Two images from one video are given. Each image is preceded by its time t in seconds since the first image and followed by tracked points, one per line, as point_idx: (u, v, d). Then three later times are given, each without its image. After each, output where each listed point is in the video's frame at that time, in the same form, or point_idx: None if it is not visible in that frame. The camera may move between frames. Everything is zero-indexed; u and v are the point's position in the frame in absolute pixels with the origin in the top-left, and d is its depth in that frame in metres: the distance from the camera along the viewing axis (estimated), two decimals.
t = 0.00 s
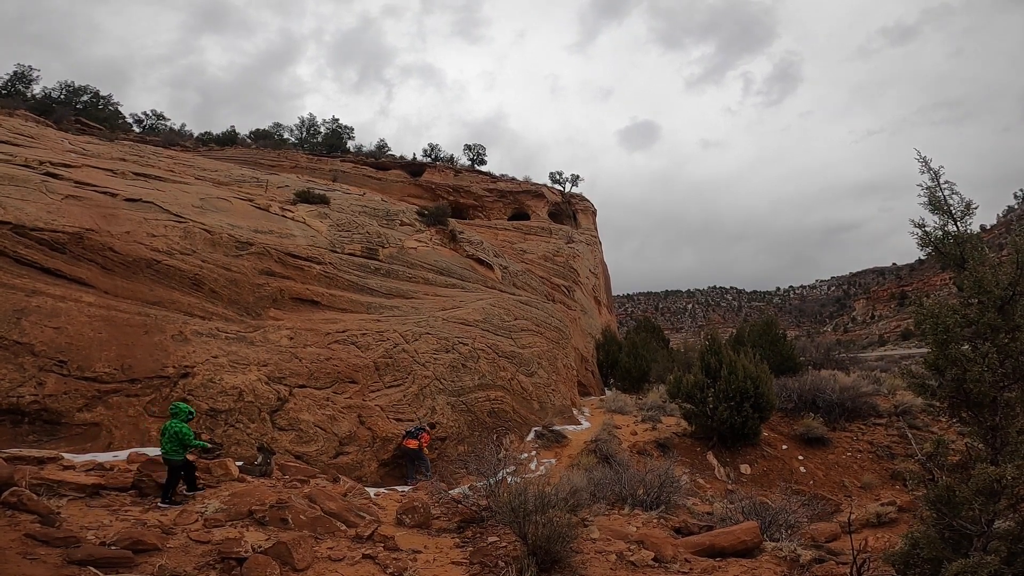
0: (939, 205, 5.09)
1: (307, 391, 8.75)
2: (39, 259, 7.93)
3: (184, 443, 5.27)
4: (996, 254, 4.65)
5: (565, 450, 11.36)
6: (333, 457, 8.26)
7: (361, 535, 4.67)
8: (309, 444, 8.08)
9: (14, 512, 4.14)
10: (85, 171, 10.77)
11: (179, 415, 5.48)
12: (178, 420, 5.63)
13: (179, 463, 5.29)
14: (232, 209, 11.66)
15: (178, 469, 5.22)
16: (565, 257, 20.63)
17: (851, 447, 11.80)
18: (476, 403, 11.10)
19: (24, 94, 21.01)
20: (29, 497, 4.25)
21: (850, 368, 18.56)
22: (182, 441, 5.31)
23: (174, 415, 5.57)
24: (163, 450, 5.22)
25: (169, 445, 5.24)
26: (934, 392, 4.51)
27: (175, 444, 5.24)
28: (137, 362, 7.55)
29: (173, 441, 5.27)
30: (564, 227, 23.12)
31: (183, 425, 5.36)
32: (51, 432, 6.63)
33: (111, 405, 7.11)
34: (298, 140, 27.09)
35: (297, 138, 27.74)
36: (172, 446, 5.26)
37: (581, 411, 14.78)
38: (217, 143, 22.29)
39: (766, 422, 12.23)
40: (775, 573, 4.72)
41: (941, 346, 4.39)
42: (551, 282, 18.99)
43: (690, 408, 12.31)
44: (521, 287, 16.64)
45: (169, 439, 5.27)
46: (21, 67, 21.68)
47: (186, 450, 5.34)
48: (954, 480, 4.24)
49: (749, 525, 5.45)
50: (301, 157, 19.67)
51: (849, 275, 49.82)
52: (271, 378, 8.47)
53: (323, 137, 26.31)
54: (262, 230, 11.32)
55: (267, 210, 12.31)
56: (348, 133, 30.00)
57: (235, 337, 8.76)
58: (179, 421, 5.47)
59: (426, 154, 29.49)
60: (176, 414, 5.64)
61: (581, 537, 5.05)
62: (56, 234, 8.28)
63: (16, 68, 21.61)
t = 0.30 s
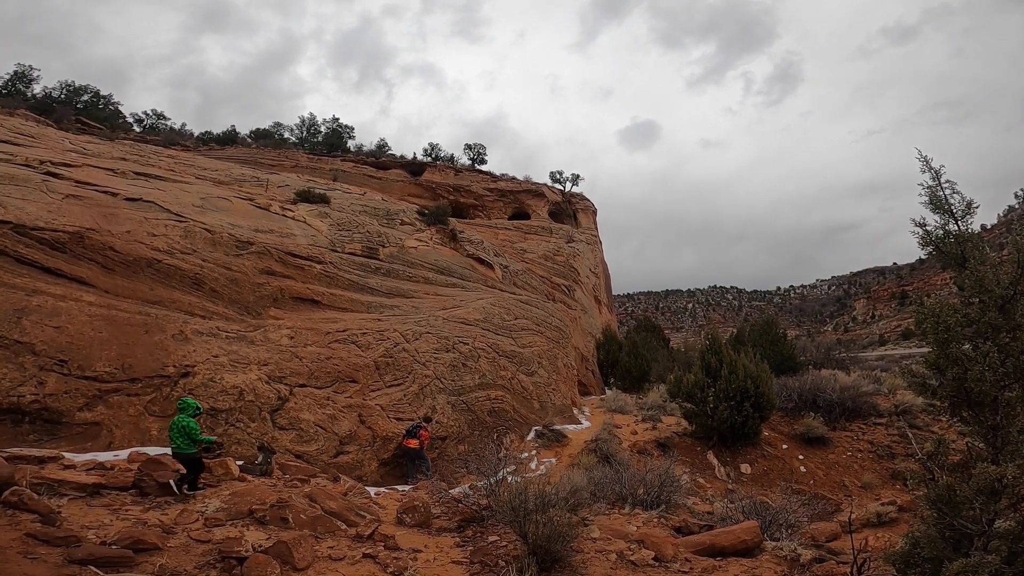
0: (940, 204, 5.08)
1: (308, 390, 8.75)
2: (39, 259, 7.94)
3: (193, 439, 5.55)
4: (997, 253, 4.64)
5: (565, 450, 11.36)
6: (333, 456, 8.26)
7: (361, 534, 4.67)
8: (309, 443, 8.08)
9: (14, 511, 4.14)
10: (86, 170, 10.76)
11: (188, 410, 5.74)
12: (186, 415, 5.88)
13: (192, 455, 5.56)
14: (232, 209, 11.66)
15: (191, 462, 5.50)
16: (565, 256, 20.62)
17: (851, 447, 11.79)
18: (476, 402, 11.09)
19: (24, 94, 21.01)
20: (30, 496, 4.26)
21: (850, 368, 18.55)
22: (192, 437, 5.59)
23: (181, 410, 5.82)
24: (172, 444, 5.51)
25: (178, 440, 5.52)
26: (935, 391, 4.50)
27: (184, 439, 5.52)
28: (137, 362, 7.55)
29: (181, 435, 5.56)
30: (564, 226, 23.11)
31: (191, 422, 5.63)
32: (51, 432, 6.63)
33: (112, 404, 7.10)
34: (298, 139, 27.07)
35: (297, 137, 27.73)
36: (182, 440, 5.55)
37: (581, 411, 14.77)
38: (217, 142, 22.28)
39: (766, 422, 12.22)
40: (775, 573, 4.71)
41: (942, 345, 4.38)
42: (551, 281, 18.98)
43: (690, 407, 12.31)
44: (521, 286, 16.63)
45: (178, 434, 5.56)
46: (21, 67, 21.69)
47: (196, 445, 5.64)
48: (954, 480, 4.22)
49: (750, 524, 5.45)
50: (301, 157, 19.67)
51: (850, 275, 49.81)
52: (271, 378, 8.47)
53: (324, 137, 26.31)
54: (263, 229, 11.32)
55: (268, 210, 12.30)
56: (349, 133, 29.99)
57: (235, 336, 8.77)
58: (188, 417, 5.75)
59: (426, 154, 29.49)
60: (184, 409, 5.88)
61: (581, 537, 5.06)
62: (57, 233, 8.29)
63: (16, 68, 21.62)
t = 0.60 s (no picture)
0: (942, 203, 5.07)
1: (309, 389, 8.76)
2: (40, 258, 7.95)
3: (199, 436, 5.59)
4: (999, 252, 4.63)
5: (565, 448, 11.37)
6: (335, 455, 8.27)
7: (362, 532, 4.67)
8: (311, 442, 8.09)
9: (16, 510, 4.15)
10: (87, 169, 10.78)
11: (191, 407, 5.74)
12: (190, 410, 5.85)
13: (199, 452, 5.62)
14: (233, 208, 11.67)
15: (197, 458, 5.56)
16: (566, 255, 20.61)
17: (852, 445, 11.79)
18: (477, 401, 11.10)
19: (25, 93, 21.03)
20: (32, 495, 4.27)
21: (852, 367, 18.55)
22: (199, 433, 5.63)
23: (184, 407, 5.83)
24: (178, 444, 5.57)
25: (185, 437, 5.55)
26: (936, 390, 4.50)
27: (192, 437, 5.56)
28: (139, 360, 7.56)
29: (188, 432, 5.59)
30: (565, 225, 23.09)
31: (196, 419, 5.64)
32: (53, 430, 6.65)
33: (113, 403, 7.11)
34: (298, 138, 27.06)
35: (298, 136, 27.74)
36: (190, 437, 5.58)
37: (582, 409, 14.79)
38: (218, 141, 22.30)
39: (767, 421, 12.22)
40: (776, 572, 4.71)
41: (943, 344, 4.38)
42: (552, 280, 18.99)
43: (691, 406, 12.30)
44: (521, 284, 16.64)
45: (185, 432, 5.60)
46: (22, 66, 21.73)
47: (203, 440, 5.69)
48: (956, 479, 4.22)
49: (751, 523, 5.45)
50: (301, 156, 19.68)
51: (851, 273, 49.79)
52: (273, 376, 8.49)
53: (324, 136, 26.31)
54: (264, 228, 11.33)
55: (269, 209, 12.31)
56: (349, 131, 29.98)
57: (237, 335, 8.78)
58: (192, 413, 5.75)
59: (427, 152, 29.49)
60: (187, 405, 5.84)
61: (582, 535, 5.07)
62: (58, 232, 8.30)
63: (17, 67, 21.65)
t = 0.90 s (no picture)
0: (946, 197, 5.05)
1: (312, 384, 8.78)
2: (44, 255, 7.98)
3: (214, 434, 5.70)
4: (1005, 246, 4.61)
5: (568, 443, 11.38)
6: (338, 451, 8.29)
7: (367, 528, 4.69)
8: (315, 438, 8.12)
9: (24, 507, 4.18)
10: (90, 167, 10.81)
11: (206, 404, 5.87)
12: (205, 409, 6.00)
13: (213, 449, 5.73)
14: (236, 204, 11.69)
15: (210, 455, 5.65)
16: (569, 249, 20.59)
17: (855, 441, 11.77)
18: (480, 396, 11.11)
19: (27, 92, 21.08)
20: (39, 492, 4.30)
21: (855, 361, 18.52)
22: (212, 430, 5.74)
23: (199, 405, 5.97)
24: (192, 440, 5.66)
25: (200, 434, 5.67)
26: (940, 385, 4.48)
27: (206, 434, 5.67)
28: (143, 356, 7.59)
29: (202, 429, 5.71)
30: (567, 220, 23.06)
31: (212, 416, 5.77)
32: (60, 427, 6.68)
33: (118, 399, 7.14)
34: (301, 135, 27.09)
35: (300, 132, 27.73)
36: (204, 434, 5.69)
37: (585, 404, 14.80)
38: (220, 138, 22.33)
39: (770, 416, 12.21)
40: (779, 567, 4.71)
41: (948, 338, 4.36)
42: (555, 275, 18.98)
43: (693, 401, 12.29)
44: (524, 279, 16.64)
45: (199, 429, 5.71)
46: (24, 64, 21.77)
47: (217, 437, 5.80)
48: (960, 474, 4.21)
49: (754, 518, 5.45)
50: (303, 152, 19.68)
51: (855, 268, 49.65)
52: (277, 372, 8.52)
53: (326, 132, 26.30)
54: (267, 224, 11.35)
55: (271, 204, 12.33)
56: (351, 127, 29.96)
57: (240, 331, 8.81)
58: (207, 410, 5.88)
59: (429, 148, 29.46)
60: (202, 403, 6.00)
61: (585, 530, 5.08)
62: (62, 229, 8.33)
63: (19, 65, 21.70)
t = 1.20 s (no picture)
0: (957, 185, 5.01)
1: (319, 373, 8.83)
2: (53, 247, 8.04)
3: (239, 422, 5.88)
4: (1016, 236, 4.56)
5: (574, 433, 11.41)
6: (345, 440, 8.34)
7: (373, 517, 4.72)
8: (322, 427, 8.17)
9: (36, 498, 4.24)
10: (97, 160, 10.86)
11: (235, 392, 6.03)
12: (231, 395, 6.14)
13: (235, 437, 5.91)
14: (242, 195, 11.72)
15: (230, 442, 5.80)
16: (574, 239, 20.53)
17: (862, 433, 11.75)
18: (485, 386, 11.14)
19: (32, 86, 21.15)
20: (51, 483, 4.36)
21: (863, 353, 18.46)
22: (237, 419, 5.92)
23: (227, 391, 6.14)
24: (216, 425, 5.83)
25: (225, 421, 5.84)
26: (949, 374, 4.46)
27: (232, 422, 5.85)
28: (152, 347, 7.65)
29: (227, 416, 5.87)
30: (573, 210, 22.98)
31: (240, 405, 5.93)
32: (71, 418, 6.76)
33: (128, 390, 7.20)
34: (306, 126, 27.06)
35: (305, 124, 27.71)
36: (229, 421, 5.86)
37: (591, 394, 14.83)
38: (225, 130, 22.35)
39: (776, 407, 12.19)
40: (783, 559, 4.72)
41: (958, 327, 4.33)
42: (560, 264, 18.94)
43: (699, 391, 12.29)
44: (529, 269, 16.63)
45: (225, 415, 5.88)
46: (28, 58, 21.82)
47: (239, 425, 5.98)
48: (967, 466, 4.19)
49: (758, 509, 5.46)
50: (308, 143, 19.67)
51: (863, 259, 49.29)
52: (284, 362, 8.57)
53: (331, 123, 26.27)
54: (273, 215, 11.38)
55: (277, 195, 12.36)
56: (356, 118, 29.88)
57: (248, 321, 8.86)
58: (235, 398, 6.04)
59: (434, 138, 29.38)
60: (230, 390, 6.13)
61: (590, 520, 5.11)
62: (70, 221, 8.38)
63: (23, 60, 21.75)
